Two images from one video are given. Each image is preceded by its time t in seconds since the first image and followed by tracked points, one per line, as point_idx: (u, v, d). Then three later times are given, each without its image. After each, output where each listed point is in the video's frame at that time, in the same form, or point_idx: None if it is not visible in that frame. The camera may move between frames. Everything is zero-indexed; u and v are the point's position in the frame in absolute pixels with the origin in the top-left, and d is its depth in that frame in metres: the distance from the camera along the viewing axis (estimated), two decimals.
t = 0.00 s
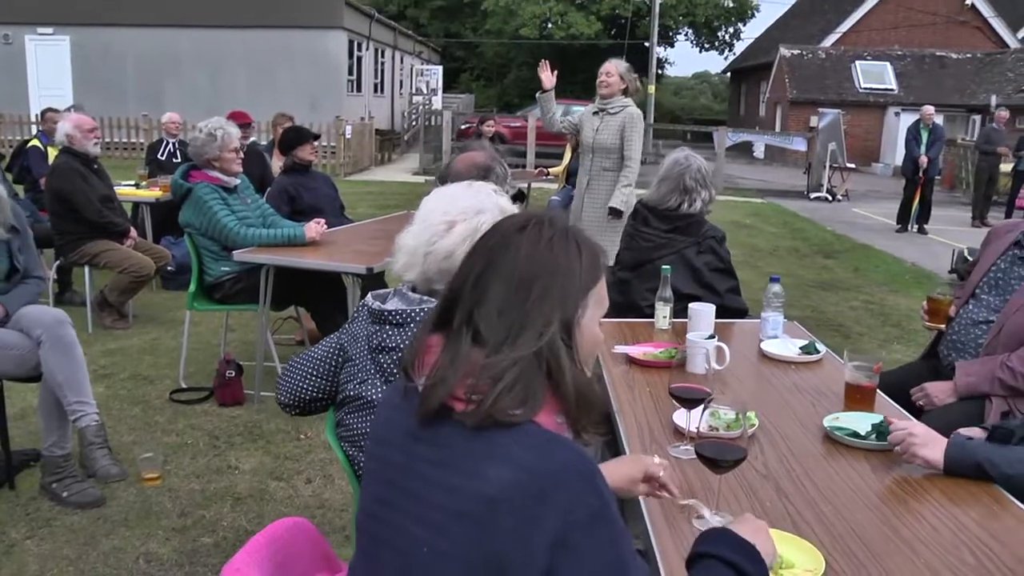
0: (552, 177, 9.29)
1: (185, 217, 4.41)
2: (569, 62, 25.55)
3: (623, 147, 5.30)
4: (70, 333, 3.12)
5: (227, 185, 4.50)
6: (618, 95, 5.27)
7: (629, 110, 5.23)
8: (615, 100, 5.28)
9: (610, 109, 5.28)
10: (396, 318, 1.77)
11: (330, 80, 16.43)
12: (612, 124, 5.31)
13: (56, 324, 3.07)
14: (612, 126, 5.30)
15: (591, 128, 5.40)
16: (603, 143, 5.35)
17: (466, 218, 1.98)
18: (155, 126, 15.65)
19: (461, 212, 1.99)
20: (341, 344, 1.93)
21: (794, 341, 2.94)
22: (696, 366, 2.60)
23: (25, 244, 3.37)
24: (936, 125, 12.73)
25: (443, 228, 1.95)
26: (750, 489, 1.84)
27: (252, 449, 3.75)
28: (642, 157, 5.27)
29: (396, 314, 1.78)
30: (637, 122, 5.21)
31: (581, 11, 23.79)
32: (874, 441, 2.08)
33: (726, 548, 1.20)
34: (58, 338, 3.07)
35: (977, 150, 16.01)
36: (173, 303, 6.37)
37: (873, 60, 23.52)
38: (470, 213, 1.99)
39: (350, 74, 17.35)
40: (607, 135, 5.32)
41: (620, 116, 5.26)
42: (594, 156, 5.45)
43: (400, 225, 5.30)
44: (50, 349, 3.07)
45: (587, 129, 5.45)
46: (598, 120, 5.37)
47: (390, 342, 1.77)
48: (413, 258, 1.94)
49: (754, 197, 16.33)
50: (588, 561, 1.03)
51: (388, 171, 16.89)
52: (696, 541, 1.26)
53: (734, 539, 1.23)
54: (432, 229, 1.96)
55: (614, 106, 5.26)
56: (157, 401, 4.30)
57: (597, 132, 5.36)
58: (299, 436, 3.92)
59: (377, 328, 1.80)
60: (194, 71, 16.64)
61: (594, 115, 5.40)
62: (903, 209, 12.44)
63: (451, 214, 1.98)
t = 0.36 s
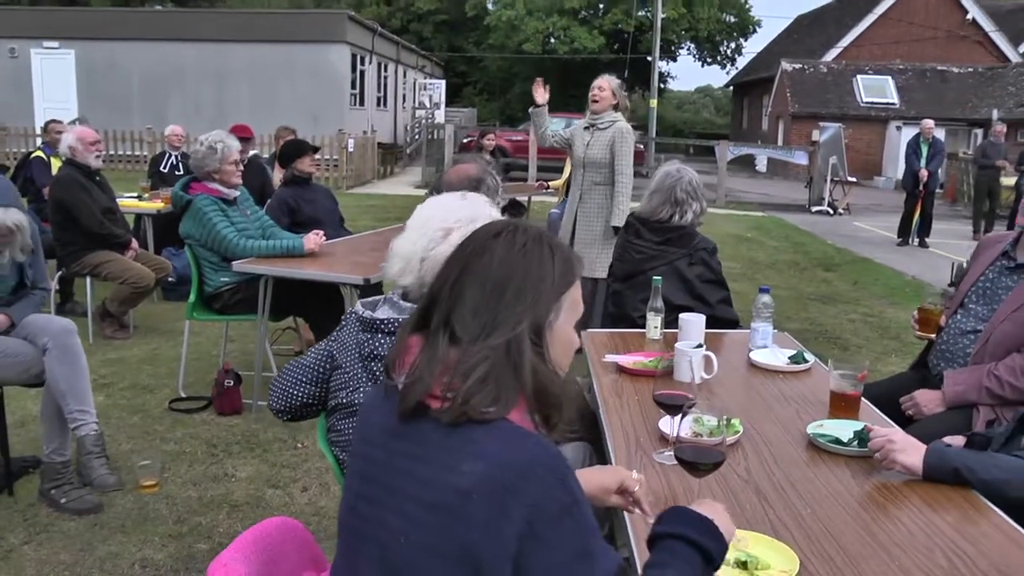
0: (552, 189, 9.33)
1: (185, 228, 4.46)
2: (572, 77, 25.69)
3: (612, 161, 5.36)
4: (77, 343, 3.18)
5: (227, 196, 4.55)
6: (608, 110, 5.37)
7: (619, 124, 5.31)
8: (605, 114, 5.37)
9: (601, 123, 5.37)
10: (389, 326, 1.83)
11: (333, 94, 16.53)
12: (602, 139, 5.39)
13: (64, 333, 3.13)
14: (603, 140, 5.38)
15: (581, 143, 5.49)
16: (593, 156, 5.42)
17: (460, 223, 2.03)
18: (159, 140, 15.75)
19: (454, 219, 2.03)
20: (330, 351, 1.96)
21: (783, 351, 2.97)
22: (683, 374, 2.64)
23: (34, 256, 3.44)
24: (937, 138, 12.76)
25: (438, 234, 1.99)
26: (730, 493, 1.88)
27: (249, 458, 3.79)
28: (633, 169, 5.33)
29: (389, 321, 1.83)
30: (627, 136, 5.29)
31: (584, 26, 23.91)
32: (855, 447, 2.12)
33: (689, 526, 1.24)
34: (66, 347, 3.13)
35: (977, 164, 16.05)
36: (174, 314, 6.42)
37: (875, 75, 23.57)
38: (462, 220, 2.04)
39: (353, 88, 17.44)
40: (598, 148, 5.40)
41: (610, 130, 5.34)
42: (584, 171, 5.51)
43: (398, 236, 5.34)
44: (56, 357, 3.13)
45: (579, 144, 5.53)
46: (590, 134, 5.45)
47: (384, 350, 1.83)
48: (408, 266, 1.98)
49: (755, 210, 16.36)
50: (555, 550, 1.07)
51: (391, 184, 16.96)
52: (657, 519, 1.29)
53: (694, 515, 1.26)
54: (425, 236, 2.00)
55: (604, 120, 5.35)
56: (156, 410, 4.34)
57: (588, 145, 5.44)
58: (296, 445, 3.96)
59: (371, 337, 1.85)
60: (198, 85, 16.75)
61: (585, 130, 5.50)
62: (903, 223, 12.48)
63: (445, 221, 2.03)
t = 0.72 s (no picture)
0: (558, 200, 9.40)
1: (188, 235, 4.55)
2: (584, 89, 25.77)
3: (617, 174, 5.43)
4: (75, 347, 3.27)
5: (229, 204, 4.64)
6: (612, 123, 5.41)
7: (624, 138, 5.37)
8: (609, 127, 5.43)
9: (605, 135, 5.42)
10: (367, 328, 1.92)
11: (345, 104, 16.67)
12: (607, 152, 5.45)
13: (63, 336, 3.22)
14: (607, 153, 5.44)
15: (584, 155, 5.54)
16: (597, 169, 5.47)
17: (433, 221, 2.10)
18: (172, 149, 15.93)
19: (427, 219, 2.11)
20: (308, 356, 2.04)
21: (767, 358, 3.02)
22: (666, 379, 2.69)
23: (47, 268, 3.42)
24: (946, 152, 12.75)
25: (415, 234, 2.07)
26: (697, 495, 1.94)
27: (247, 459, 3.86)
28: (637, 182, 5.42)
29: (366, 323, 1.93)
30: (631, 149, 5.36)
31: (596, 37, 23.97)
32: (826, 451, 2.16)
33: (632, 512, 1.33)
34: (62, 350, 3.22)
35: (988, 177, 16.01)
36: (180, 320, 6.51)
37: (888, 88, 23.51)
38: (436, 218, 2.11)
39: (364, 98, 17.57)
40: (602, 161, 5.46)
41: (615, 144, 5.40)
42: (587, 184, 5.56)
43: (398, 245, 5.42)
44: (53, 359, 3.21)
45: (581, 155, 5.58)
46: (593, 147, 5.50)
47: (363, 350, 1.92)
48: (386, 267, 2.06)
49: (765, 222, 16.36)
50: (501, 533, 1.12)
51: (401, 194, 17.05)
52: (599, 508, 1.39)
53: (639, 503, 1.35)
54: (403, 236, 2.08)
55: (609, 133, 5.40)
56: (158, 412, 4.42)
57: (592, 158, 5.50)
58: (293, 448, 4.03)
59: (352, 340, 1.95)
60: (212, 95, 16.92)
61: (587, 143, 5.55)
62: (912, 237, 12.47)
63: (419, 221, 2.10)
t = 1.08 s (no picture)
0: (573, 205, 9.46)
1: (199, 236, 4.67)
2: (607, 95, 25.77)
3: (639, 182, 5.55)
4: (83, 341, 3.37)
5: (239, 206, 4.75)
6: (632, 131, 5.48)
7: (646, 147, 5.48)
8: (628, 135, 5.49)
9: (626, 144, 5.50)
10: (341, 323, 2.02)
11: (366, 109, 16.83)
12: (628, 160, 5.54)
13: (71, 332, 3.32)
14: (629, 161, 5.53)
15: (602, 162, 5.59)
16: (619, 177, 5.56)
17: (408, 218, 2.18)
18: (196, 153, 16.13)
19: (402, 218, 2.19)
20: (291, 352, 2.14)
21: (753, 359, 3.07)
22: (651, 378, 2.75)
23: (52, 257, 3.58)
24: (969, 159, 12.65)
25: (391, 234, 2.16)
26: (662, 489, 2.00)
27: (251, 454, 3.96)
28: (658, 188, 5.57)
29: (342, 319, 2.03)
30: (654, 158, 5.49)
31: (619, 42, 23.96)
32: (795, 450, 2.22)
33: (569, 501, 1.48)
34: (71, 344, 3.33)
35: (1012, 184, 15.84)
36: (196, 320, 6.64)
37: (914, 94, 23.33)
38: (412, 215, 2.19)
39: (386, 103, 17.70)
40: (624, 169, 5.54)
41: (637, 153, 5.50)
42: (607, 191, 5.64)
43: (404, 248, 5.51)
44: (62, 353, 3.32)
45: (599, 162, 5.63)
46: (612, 153, 5.56)
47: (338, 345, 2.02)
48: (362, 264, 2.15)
49: (785, 229, 16.30)
50: (437, 512, 1.20)
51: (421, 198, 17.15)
52: (545, 499, 1.53)
53: (577, 493, 1.50)
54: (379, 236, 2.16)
55: (630, 142, 5.48)
56: (168, 408, 4.54)
57: (613, 166, 5.56)
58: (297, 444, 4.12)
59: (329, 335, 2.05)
60: (236, 99, 17.12)
61: (605, 150, 5.61)
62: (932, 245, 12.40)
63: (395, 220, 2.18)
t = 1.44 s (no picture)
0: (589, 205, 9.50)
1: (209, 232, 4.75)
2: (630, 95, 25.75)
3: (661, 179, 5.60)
4: (90, 333, 3.46)
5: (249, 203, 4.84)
6: (655, 128, 5.50)
7: (669, 145, 5.52)
8: (652, 132, 5.52)
9: (649, 141, 5.53)
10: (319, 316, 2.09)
11: (388, 109, 16.96)
12: (651, 157, 5.58)
13: (78, 324, 3.41)
14: (652, 158, 5.57)
15: (625, 159, 5.61)
16: (640, 174, 5.60)
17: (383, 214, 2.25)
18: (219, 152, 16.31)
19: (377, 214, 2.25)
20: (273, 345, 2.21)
21: (746, 355, 3.10)
22: (641, 373, 2.80)
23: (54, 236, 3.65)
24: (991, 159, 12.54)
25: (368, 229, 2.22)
26: (638, 478, 2.05)
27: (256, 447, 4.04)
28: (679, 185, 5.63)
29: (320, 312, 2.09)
30: (677, 156, 5.54)
31: (642, 42, 23.92)
32: (773, 442, 2.26)
33: (539, 500, 1.53)
34: (78, 336, 3.41)
35: None
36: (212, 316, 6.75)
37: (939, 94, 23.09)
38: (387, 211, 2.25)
39: (407, 103, 17.80)
40: (646, 166, 5.58)
41: (660, 150, 5.54)
42: (628, 188, 5.69)
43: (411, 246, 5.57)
44: (70, 346, 3.41)
45: (621, 158, 5.65)
46: (634, 150, 5.59)
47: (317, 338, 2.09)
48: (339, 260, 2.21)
49: (805, 230, 16.21)
50: (395, 492, 1.25)
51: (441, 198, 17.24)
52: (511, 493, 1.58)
53: (541, 489, 1.55)
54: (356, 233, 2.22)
55: (653, 139, 5.52)
56: (179, 401, 4.63)
57: (636, 162, 5.59)
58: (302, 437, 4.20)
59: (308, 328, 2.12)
60: (259, 100, 17.30)
61: (628, 146, 5.63)
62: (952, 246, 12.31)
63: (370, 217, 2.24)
